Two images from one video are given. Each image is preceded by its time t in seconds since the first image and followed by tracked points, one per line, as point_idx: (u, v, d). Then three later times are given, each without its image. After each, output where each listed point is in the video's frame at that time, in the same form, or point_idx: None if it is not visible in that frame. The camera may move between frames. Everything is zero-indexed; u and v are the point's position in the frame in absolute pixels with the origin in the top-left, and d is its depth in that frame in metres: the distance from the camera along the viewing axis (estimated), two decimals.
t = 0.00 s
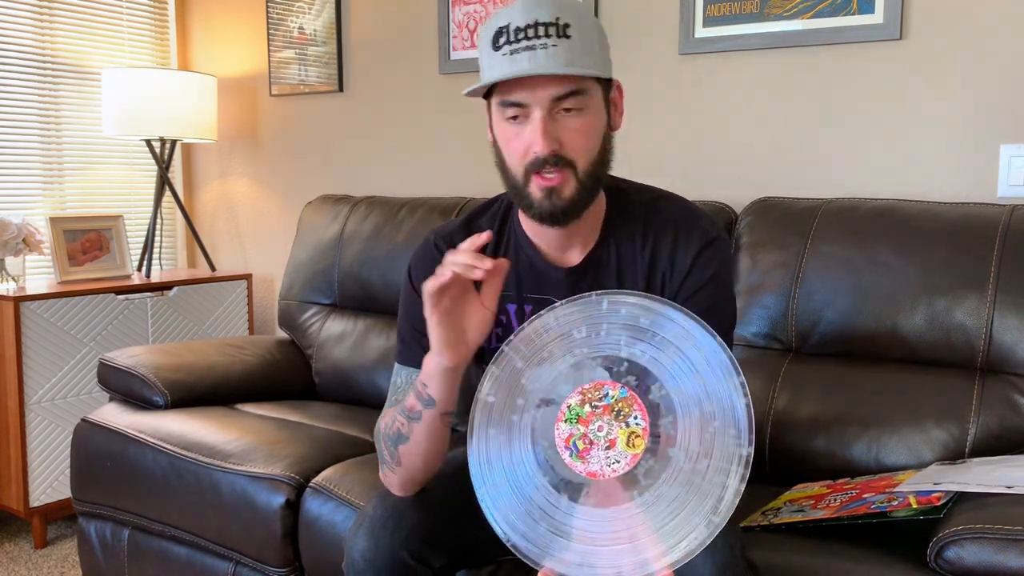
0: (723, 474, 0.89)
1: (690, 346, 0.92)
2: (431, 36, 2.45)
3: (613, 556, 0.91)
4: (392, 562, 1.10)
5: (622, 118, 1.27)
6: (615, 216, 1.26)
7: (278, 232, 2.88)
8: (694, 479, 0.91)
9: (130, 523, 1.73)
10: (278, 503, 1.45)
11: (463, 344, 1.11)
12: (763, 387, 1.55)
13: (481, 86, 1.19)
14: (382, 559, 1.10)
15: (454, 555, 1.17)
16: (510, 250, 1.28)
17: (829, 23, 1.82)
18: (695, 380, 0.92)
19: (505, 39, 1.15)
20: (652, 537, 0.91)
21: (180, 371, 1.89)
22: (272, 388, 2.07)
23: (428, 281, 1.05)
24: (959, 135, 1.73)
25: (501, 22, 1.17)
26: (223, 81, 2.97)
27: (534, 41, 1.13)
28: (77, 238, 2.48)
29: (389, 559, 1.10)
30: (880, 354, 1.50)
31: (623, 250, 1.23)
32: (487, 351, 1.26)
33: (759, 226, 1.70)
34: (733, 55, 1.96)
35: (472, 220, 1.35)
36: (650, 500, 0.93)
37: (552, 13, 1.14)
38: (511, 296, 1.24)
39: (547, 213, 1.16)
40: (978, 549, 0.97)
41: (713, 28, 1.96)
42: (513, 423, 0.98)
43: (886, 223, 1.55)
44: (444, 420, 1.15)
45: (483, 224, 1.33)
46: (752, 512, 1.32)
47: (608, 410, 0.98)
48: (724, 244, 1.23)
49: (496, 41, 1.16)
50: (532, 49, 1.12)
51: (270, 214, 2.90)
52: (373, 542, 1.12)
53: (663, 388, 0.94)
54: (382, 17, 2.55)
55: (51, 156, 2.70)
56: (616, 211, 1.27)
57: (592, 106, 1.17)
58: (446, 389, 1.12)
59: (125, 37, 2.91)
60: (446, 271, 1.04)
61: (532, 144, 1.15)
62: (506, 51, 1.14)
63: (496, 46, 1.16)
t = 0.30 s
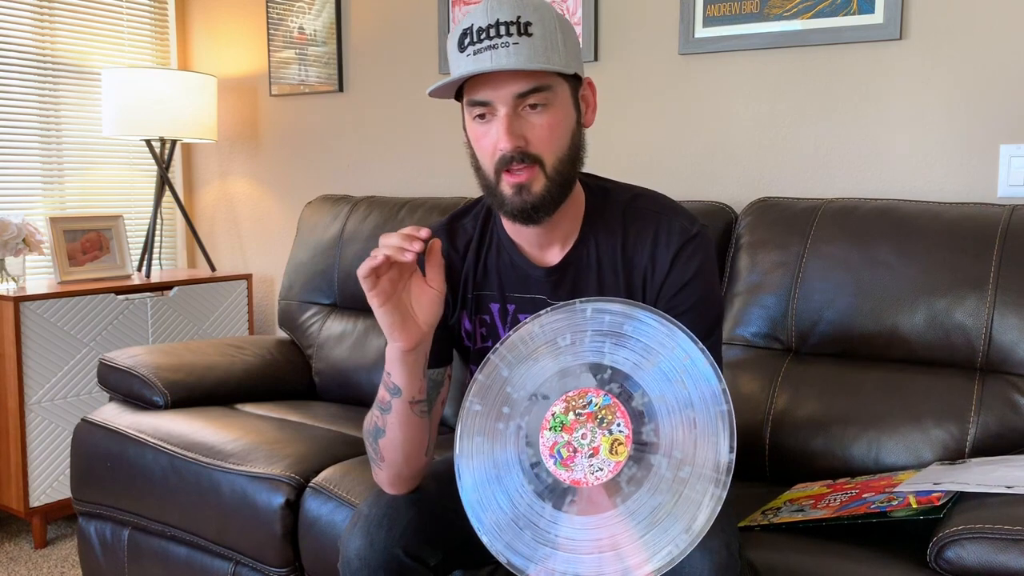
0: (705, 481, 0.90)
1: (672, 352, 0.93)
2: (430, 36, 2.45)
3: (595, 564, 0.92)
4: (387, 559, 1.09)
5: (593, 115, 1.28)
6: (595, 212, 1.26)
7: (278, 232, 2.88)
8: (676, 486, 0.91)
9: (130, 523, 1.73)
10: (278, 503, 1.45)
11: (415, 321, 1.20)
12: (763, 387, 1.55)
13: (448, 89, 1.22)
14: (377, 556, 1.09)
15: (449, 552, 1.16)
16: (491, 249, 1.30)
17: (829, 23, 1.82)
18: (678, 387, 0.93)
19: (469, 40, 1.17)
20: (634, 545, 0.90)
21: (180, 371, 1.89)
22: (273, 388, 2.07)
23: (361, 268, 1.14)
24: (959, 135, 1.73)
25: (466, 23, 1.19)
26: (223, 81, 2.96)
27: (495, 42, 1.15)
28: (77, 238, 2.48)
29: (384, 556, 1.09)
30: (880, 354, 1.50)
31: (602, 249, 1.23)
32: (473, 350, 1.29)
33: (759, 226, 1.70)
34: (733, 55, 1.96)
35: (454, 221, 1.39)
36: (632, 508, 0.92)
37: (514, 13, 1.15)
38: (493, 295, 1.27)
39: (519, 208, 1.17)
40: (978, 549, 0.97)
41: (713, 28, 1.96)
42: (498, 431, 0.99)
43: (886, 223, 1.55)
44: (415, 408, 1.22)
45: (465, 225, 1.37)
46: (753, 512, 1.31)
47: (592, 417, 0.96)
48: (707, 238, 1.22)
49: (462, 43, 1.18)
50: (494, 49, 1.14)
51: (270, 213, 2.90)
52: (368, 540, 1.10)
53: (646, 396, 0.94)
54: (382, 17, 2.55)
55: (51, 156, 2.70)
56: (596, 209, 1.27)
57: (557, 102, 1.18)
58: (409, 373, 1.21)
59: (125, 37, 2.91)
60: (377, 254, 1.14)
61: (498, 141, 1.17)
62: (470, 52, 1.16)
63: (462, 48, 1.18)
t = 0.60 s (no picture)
0: (688, 483, 0.91)
1: (656, 355, 0.93)
2: (430, 36, 2.45)
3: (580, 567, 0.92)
4: (387, 560, 1.09)
5: (587, 115, 1.28)
6: (593, 213, 1.26)
7: (279, 232, 2.88)
8: (659, 489, 0.92)
9: (131, 523, 1.73)
10: (278, 503, 1.45)
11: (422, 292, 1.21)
12: (763, 387, 1.55)
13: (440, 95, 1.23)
14: (378, 558, 1.09)
15: (449, 553, 1.16)
16: (490, 251, 1.30)
17: (829, 23, 1.82)
18: (661, 389, 0.93)
19: (458, 44, 1.18)
20: (619, 548, 0.91)
21: (180, 371, 1.89)
22: (273, 388, 2.07)
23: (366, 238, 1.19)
24: (960, 135, 1.73)
25: (454, 28, 1.20)
26: (223, 81, 2.97)
27: (484, 45, 1.15)
28: (77, 238, 2.48)
29: (385, 557, 1.09)
30: (880, 354, 1.50)
31: (600, 250, 1.23)
32: (472, 352, 1.29)
33: (759, 226, 1.70)
34: (733, 55, 1.96)
35: (453, 222, 1.38)
36: (617, 511, 0.92)
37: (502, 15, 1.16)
38: (493, 297, 1.27)
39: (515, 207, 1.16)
40: (978, 549, 0.97)
41: (713, 28, 1.96)
42: (485, 434, 0.98)
43: (886, 223, 1.55)
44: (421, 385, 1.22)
45: (463, 226, 1.36)
46: (753, 511, 1.31)
47: (577, 421, 0.96)
48: (705, 238, 1.22)
49: (452, 48, 1.19)
50: (484, 51, 1.15)
51: (269, 214, 2.90)
52: (369, 541, 1.10)
53: (630, 399, 0.94)
54: (382, 17, 2.55)
55: (51, 156, 2.70)
56: (594, 210, 1.27)
57: (551, 103, 1.18)
58: (417, 345, 1.21)
59: (125, 37, 2.91)
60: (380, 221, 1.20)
61: (493, 142, 1.17)
62: (461, 56, 1.17)
63: (452, 52, 1.19)
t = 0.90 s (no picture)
0: (688, 482, 0.91)
1: (668, 356, 0.93)
2: (430, 37, 2.45)
3: (579, 559, 0.92)
4: (386, 561, 1.10)
5: (592, 112, 1.28)
6: (598, 213, 1.26)
7: (278, 232, 2.88)
8: (660, 486, 0.92)
9: (131, 523, 1.72)
10: (278, 503, 1.45)
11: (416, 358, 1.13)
12: (763, 386, 1.55)
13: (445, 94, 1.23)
14: (376, 558, 1.10)
15: (449, 554, 1.16)
16: (493, 250, 1.30)
17: (829, 23, 1.82)
18: (670, 389, 0.93)
19: (462, 44, 1.18)
20: (618, 542, 0.91)
21: (180, 371, 1.89)
22: (273, 388, 2.07)
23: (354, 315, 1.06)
24: (960, 135, 1.73)
25: (458, 27, 1.20)
26: (223, 81, 2.97)
27: (489, 43, 1.15)
28: (77, 239, 2.48)
29: (383, 558, 1.10)
30: (879, 354, 1.50)
31: (604, 251, 1.23)
32: (474, 351, 1.29)
33: (759, 226, 1.70)
34: (733, 55, 1.96)
35: (457, 222, 1.38)
36: (619, 507, 0.92)
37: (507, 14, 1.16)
38: (495, 296, 1.27)
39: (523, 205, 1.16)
40: (978, 549, 0.97)
41: (713, 28, 1.96)
42: (497, 425, 0.99)
43: (886, 223, 1.55)
44: (418, 438, 1.17)
45: (469, 226, 1.36)
46: (753, 512, 1.31)
47: (585, 416, 0.96)
48: (709, 238, 1.22)
49: (456, 47, 1.19)
50: (489, 50, 1.14)
51: (269, 213, 2.90)
52: (368, 542, 1.12)
53: (639, 397, 0.94)
54: (382, 17, 2.55)
55: (51, 156, 2.70)
56: (599, 209, 1.27)
57: (557, 99, 1.19)
58: (410, 408, 1.15)
59: (125, 37, 2.91)
60: (368, 298, 1.05)
61: (499, 139, 1.17)
62: (466, 55, 1.17)
63: (456, 52, 1.19)
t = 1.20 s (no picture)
0: (662, 461, 0.78)
1: (694, 355, 0.89)
2: (430, 37, 2.45)
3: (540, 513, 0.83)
4: (388, 565, 1.10)
5: (610, 124, 1.28)
6: (611, 224, 1.26)
7: (278, 233, 2.88)
8: (636, 462, 0.80)
9: (131, 523, 1.72)
10: (278, 503, 1.45)
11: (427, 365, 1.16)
12: (762, 386, 1.55)
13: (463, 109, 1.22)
14: (377, 562, 1.10)
15: (451, 557, 1.16)
16: (504, 257, 1.31)
17: (829, 23, 1.82)
18: (684, 383, 0.86)
19: (485, 59, 1.17)
20: (577, 507, 0.80)
21: (180, 371, 1.89)
22: (272, 388, 2.07)
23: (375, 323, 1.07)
24: (960, 134, 1.73)
25: (479, 41, 1.19)
26: (223, 81, 2.97)
27: (515, 59, 1.14)
28: (77, 239, 2.48)
29: (385, 562, 1.10)
30: (879, 354, 1.50)
31: (617, 261, 1.23)
32: (482, 358, 1.31)
33: (759, 226, 1.70)
34: (733, 55, 1.96)
35: (468, 226, 1.39)
36: (594, 475, 0.82)
37: (532, 30, 1.16)
38: (505, 304, 1.29)
39: (545, 225, 1.16)
40: (978, 549, 0.97)
41: (713, 28, 1.96)
42: (539, 410, 1.02)
43: (887, 223, 1.55)
44: (426, 443, 1.18)
45: (480, 230, 1.37)
46: (753, 512, 1.31)
47: (606, 403, 0.92)
48: (725, 251, 1.21)
49: (478, 62, 1.18)
50: (514, 66, 1.14)
51: (269, 213, 2.90)
52: (369, 546, 1.11)
53: (655, 387, 0.88)
54: (382, 17, 2.55)
55: (51, 156, 2.70)
56: (612, 218, 1.27)
57: (579, 117, 1.17)
58: (420, 414, 1.17)
59: (125, 37, 2.91)
60: (388, 309, 1.06)
61: (523, 159, 1.16)
62: (486, 70, 1.16)
63: (478, 67, 1.18)
